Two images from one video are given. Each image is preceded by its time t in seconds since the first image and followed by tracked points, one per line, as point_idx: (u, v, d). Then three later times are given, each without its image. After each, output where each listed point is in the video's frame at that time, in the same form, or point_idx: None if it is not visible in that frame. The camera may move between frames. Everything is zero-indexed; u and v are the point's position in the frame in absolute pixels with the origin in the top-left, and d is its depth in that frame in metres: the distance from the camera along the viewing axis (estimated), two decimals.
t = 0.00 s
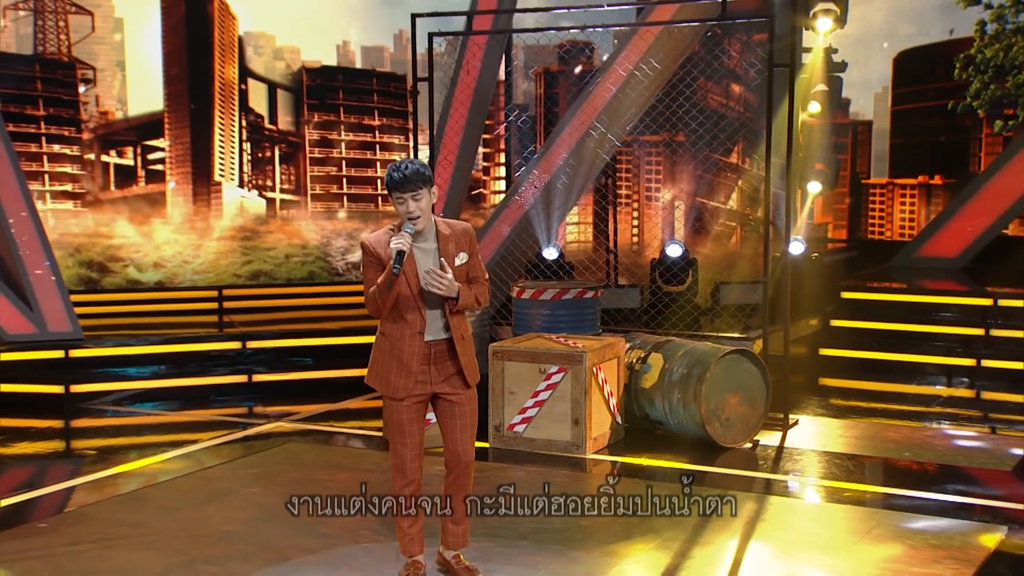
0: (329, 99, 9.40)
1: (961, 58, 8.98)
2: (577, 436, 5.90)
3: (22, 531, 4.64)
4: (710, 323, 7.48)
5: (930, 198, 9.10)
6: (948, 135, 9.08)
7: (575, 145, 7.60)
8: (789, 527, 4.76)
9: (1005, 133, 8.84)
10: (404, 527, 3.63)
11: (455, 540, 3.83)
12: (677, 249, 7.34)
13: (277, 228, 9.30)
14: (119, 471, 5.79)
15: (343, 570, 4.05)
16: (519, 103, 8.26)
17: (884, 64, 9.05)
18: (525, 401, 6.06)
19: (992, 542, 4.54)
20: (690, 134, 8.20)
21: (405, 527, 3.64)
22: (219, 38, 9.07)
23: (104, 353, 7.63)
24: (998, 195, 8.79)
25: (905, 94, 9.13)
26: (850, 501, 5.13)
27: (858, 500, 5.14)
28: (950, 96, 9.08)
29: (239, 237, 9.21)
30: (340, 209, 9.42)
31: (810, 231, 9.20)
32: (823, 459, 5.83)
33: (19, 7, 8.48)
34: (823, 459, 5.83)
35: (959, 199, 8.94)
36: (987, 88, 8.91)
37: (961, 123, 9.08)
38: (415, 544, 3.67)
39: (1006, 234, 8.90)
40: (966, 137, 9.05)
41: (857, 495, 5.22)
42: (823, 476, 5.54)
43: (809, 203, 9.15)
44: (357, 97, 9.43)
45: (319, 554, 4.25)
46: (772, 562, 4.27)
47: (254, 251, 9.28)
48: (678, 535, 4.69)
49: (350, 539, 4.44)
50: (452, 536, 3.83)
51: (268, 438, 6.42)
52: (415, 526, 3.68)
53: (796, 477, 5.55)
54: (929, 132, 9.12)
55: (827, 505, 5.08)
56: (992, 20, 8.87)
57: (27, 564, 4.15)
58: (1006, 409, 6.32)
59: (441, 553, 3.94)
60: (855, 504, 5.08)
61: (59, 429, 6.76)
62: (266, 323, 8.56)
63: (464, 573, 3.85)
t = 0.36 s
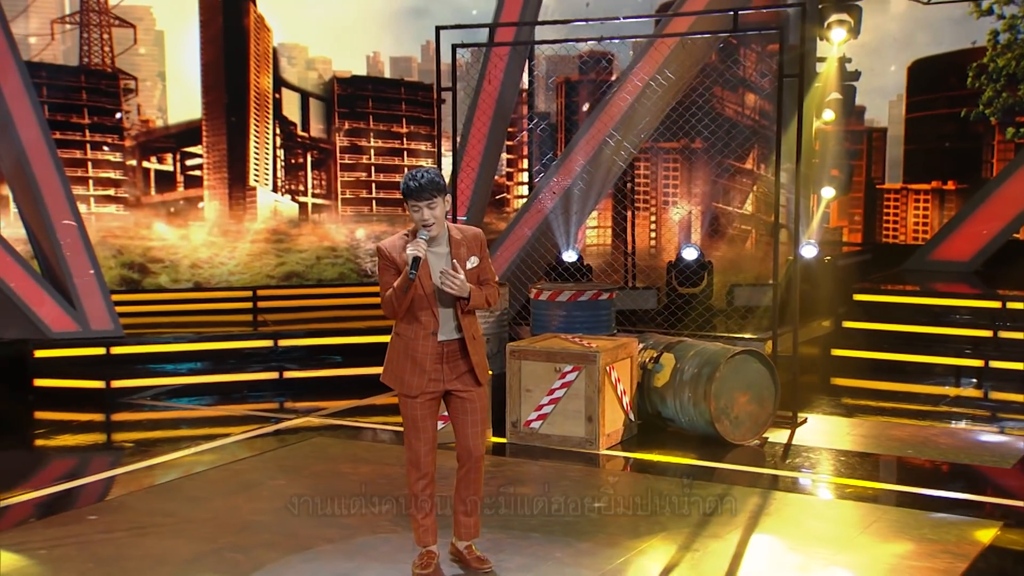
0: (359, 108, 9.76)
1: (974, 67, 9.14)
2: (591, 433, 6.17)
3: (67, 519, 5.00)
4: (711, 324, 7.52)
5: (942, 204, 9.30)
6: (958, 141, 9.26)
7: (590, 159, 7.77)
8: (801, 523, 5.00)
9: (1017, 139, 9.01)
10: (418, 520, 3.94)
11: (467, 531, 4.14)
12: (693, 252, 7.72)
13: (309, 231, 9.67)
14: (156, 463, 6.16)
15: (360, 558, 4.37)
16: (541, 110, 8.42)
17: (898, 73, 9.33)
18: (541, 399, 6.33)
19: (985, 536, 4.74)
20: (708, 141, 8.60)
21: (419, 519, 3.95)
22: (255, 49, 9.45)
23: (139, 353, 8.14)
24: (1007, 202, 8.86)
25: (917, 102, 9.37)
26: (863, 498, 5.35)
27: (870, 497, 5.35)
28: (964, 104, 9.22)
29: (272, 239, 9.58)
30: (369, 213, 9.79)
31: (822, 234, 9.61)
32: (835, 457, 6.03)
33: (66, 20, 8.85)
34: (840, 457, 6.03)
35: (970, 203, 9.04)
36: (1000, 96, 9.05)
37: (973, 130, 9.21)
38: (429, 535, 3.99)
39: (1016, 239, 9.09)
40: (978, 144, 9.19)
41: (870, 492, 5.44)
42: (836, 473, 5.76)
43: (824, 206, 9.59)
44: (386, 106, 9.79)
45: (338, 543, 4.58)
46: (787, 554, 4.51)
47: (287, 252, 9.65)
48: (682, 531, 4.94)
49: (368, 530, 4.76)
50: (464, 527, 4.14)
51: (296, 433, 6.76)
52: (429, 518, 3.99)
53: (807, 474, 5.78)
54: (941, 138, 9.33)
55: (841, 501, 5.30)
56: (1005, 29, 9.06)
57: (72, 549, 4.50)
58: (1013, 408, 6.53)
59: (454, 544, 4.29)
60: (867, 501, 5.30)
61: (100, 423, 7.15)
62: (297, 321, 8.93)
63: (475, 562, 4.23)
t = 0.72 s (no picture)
0: (387, 116, 10.16)
1: (985, 76, 9.43)
2: (605, 429, 6.46)
3: (110, 507, 5.38)
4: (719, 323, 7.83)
5: (955, 208, 9.64)
6: (970, 148, 9.57)
7: (603, 171, 8.03)
8: (816, 517, 5.24)
9: None
10: (432, 511, 4.29)
11: (480, 521, 4.47)
12: (707, 256, 7.81)
13: (340, 234, 10.06)
14: (192, 455, 6.54)
15: (380, 546, 4.71)
16: (561, 120, 8.79)
17: (912, 80, 9.54)
18: (557, 396, 6.63)
19: (981, 531, 4.95)
20: (722, 147, 8.87)
21: (434, 510, 4.29)
22: (288, 60, 9.85)
23: (176, 349, 8.54)
24: (1017, 206, 8.97)
25: (928, 111, 9.60)
26: (875, 494, 5.56)
27: (883, 494, 5.56)
28: (976, 112, 9.53)
29: (304, 241, 9.97)
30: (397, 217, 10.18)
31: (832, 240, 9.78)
32: (844, 454, 6.26)
33: (111, 33, 9.19)
34: (847, 454, 6.26)
35: (982, 210, 9.17)
36: (1010, 104, 9.40)
37: (983, 137, 9.55)
38: (443, 525, 4.34)
39: None
40: (989, 151, 9.53)
41: (882, 488, 5.65)
42: (848, 470, 5.98)
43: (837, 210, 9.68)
44: (414, 114, 10.20)
45: (359, 532, 4.92)
46: (804, 548, 4.74)
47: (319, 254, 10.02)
48: (686, 526, 5.20)
49: (388, 520, 5.10)
50: (477, 518, 4.46)
51: (324, 428, 7.12)
52: (444, 508, 4.32)
53: (819, 471, 6.01)
54: (953, 145, 9.63)
55: (853, 498, 5.52)
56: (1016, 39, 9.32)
57: (116, 535, 4.88)
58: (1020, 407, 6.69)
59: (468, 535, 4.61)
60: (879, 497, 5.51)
61: (140, 416, 7.56)
62: (327, 320, 9.33)
63: (487, 551, 4.55)
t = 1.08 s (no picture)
0: (415, 124, 10.54)
1: (997, 85, 9.63)
2: (618, 425, 6.73)
3: (150, 496, 5.76)
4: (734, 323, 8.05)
5: (967, 212, 9.83)
6: (982, 155, 9.76)
7: (620, 177, 8.30)
8: (826, 512, 5.48)
9: None
10: (448, 502, 4.61)
11: (494, 512, 4.79)
12: (722, 258, 8.10)
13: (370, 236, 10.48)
14: (226, 447, 6.93)
15: (399, 535, 5.04)
16: (581, 127, 9.10)
17: (925, 90, 9.85)
18: (572, 393, 6.92)
19: (978, 526, 5.15)
20: (737, 155, 9.16)
21: (450, 501, 4.62)
22: (321, 70, 10.23)
23: (212, 348, 8.93)
24: None
25: (942, 119, 9.86)
26: (887, 491, 5.77)
27: (895, 490, 5.77)
28: (988, 119, 9.71)
29: (335, 244, 10.38)
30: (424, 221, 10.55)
31: (845, 245, 9.87)
32: (853, 451, 6.49)
33: (154, 45, 9.64)
34: (857, 450, 6.48)
35: (992, 214, 9.59)
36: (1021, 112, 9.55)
37: (995, 144, 9.72)
38: (458, 516, 4.66)
39: None
40: (1000, 157, 9.69)
41: (896, 485, 5.87)
42: (859, 467, 6.19)
43: (847, 216, 9.81)
44: (440, 121, 10.58)
45: (381, 521, 5.26)
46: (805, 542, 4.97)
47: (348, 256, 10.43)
48: (693, 520, 5.46)
49: (408, 511, 5.44)
50: (491, 509, 4.78)
51: (352, 422, 7.47)
52: (459, 500, 4.65)
53: (831, 468, 6.23)
54: (964, 152, 9.84)
55: (862, 494, 5.74)
56: None
57: (154, 522, 5.24)
58: None
59: (482, 526, 4.92)
60: (891, 493, 5.72)
61: (178, 410, 7.96)
62: (357, 319, 9.72)
63: (500, 541, 4.86)
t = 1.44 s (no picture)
0: (436, 132, 10.92)
1: (1003, 93, 9.81)
2: (627, 423, 7.00)
3: (179, 488, 6.10)
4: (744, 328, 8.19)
5: (973, 217, 9.98)
6: (990, 161, 9.93)
7: (634, 182, 8.59)
8: (834, 509, 5.70)
9: None
10: (459, 495, 4.92)
11: (503, 505, 5.08)
12: (731, 262, 8.37)
13: (393, 240, 10.87)
14: (253, 441, 7.28)
15: (412, 527, 5.36)
16: (596, 134, 9.35)
17: (932, 98, 10.00)
18: (583, 391, 7.19)
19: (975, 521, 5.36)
20: (747, 161, 9.44)
21: (461, 494, 4.92)
22: (346, 80, 10.58)
23: (242, 347, 9.33)
24: None
25: (950, 126, 10.02)
26: (896, 488, 5.99)
27: (904, 489, 5.98)
28: (993, 127, 9.90)
29: (360, 247, 10.75)
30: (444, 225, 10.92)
31: (853, 249, 10.10)
32: (860, 450, 6.71)
33: (187, 57, 10.01)
34: (868, 450, 6.70)
35: (998, 218, 9.76)
36: None
37: (1001, 151, 9.90)
38: (469, 508, 4.97)
39: None
40: (1006, 164, 9.87)
41: (905, 483, 6.08)
42: (866, 465, 6.41)
43: (853, 221, 10.08)
44: (461, 129, 10.95)
45: (395, 513, 5.58)
46: (813, 539, 5.19)
47: (372, 259, 10.80)
48: (695, 515, 5.71)
49: (422, 503, 5.75)
50: (501, 502, 5.08)
51: (372, 419, 7.80)
52: (470, 493, 4.95)
53: (837, 466, 6.45)
54: (971, 159, 10.00)
55: (867, 491, 5.97)
56: None
57: (181, 513, 5.58)
58: None
59: (492, 518, 5.21)
60: (900, 491, 5.93)
61: (208, 406, 8.34)
62: (379, 320, 10.09)
63: (509, 533, 5.15)
